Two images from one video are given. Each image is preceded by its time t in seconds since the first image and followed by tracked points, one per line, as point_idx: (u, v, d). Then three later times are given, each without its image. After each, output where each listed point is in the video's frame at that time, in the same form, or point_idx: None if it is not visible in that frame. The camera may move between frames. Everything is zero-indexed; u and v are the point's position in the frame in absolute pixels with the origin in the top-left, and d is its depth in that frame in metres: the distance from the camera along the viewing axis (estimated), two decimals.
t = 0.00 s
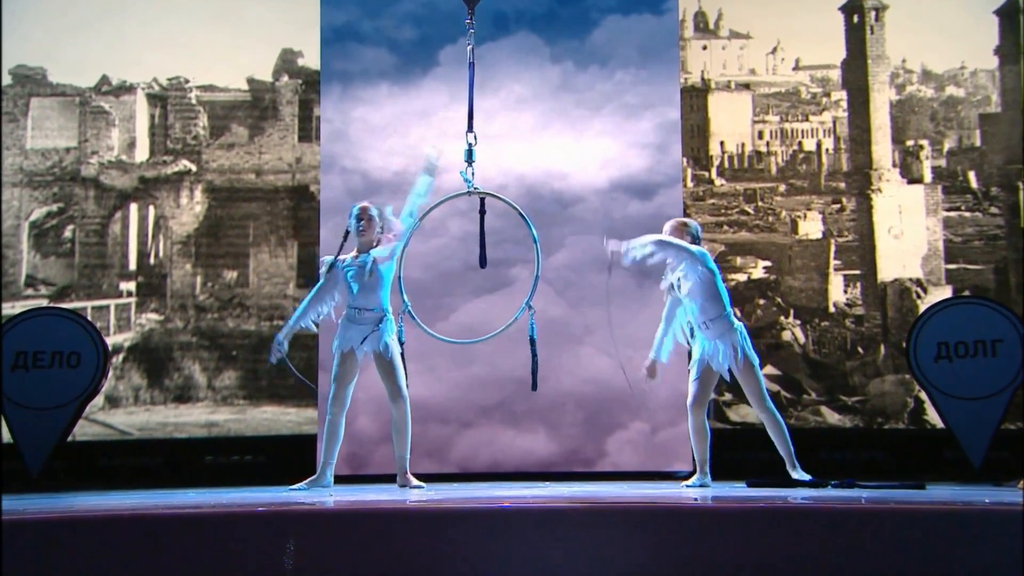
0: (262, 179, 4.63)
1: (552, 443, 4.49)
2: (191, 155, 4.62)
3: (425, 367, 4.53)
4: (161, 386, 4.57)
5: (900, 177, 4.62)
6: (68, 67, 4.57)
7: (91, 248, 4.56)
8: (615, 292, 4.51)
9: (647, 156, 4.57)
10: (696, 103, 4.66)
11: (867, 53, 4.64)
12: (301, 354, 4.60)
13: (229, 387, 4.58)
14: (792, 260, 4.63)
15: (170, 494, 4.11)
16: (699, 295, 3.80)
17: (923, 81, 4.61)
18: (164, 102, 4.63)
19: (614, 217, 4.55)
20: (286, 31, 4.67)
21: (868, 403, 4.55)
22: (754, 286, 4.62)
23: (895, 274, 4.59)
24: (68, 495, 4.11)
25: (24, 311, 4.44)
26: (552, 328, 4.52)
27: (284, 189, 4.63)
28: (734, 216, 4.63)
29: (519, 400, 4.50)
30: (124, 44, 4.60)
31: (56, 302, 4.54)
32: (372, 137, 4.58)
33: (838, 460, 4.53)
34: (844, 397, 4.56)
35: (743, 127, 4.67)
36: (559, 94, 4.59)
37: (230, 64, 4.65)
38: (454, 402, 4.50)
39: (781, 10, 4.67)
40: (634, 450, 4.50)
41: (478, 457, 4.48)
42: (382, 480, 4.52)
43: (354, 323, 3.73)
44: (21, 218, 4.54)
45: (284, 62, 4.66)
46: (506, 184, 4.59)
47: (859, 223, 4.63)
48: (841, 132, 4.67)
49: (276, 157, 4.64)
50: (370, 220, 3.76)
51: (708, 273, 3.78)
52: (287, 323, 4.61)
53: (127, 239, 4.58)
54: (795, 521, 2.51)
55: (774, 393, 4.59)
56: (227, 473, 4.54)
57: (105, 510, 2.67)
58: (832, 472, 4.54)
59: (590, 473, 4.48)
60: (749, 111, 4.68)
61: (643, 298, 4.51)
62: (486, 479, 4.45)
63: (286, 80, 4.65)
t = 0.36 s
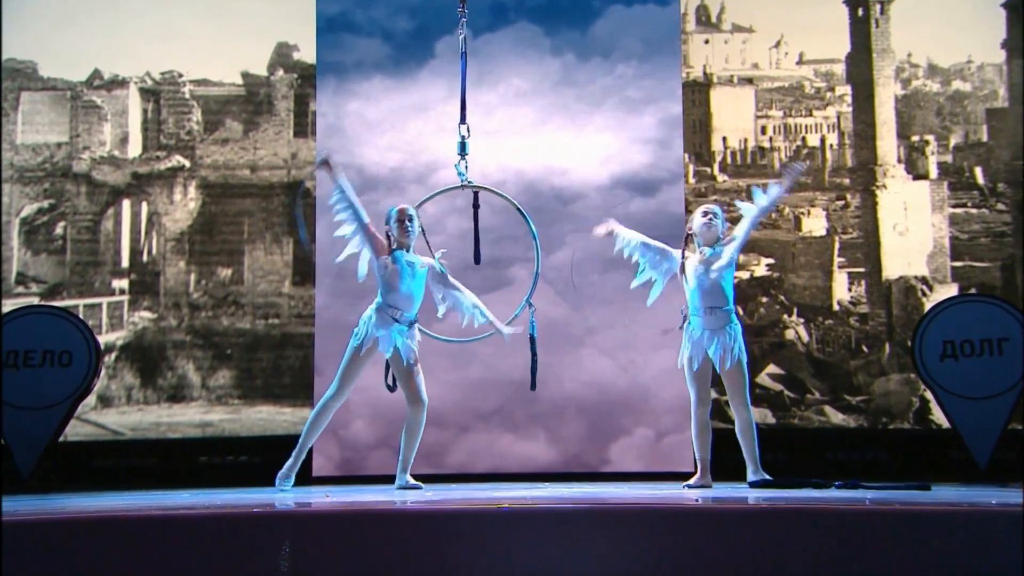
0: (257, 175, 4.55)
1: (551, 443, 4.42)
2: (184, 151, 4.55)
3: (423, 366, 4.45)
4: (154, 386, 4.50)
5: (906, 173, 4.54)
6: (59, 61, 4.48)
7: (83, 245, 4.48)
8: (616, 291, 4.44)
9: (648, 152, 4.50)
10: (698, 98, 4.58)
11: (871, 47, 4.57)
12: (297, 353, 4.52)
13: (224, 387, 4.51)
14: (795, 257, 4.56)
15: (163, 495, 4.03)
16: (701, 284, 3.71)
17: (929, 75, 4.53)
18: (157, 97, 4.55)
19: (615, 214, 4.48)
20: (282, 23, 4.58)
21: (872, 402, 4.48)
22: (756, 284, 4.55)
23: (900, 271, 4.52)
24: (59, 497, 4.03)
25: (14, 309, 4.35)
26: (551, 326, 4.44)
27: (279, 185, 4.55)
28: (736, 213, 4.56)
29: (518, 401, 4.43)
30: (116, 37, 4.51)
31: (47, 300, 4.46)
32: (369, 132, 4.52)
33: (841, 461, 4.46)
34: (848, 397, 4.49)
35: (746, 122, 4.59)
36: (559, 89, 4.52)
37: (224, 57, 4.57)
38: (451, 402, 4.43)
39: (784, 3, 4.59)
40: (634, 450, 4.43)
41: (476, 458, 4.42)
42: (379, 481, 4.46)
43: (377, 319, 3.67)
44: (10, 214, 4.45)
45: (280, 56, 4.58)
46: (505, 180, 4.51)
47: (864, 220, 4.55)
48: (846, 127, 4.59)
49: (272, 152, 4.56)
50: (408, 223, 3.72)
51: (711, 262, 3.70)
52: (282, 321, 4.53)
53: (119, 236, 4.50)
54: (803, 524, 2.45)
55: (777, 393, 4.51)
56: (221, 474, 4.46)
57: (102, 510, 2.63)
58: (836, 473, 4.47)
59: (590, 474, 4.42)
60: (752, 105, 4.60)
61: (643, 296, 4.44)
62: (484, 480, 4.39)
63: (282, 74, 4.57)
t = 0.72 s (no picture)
0: (251, 171, 4.48)
1: (550, 443, 4.35)
2: (176, 147, 4.47)
3: (419, 366, 4.38)
4: (146, 385, 4.42)
5: (910, 170, 4.47)
6: (49, 55, 4.40)
7: (73, 243, 4.40)
8: (617, 289, 4.37)
9: (648, 149, 4.43)
10: (699, 93, 4.51)
11: (875, 41, 4.50)
12: (291, 351, 4.45)
13: (217, 386, 4.44)
14: (797, 255, 4.49)
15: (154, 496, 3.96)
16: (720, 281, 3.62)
17: (934, 70, 4.46)
18: (149, 91, 4.47)
19: (614, 211, 4.41)
20: (276, 17, 4.51)
21: (876, 402, 4.41)
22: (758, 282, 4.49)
23: (904, 269, 4.45)
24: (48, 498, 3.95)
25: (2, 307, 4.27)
26: (550, 325, 4.38)
27: (273, 181, 4.48)
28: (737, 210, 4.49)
29: (516, 400, 4.36)
30: (107, 31, 4.43)
31: (37, 298, 4.38)
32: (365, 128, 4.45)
33: (844, 461, 4.39)
34: (851, 396, 4.43)
35: (747, 118, 4.52)
36: (558, 84, 4.44)
37: (217, 51, 4.50)
38: (448, 402, 4.37)
39: None
40: (634, 450, 4.37)
41: (473, 458, 4.35)
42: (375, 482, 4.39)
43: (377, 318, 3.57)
44: None
45: (274, 50, 4.51)
46: (503, 177, 4.44)
47: (867, 216, 4.49)
48: (849, 123, 4.52)
49: (266, 148, 4.48)
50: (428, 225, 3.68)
51: (725, 259, 3.61)
52: (277, 320, 4.45)
53: (111, 234, 4.43)
54: (810, 527, 2.38)
55: (779, 392, 4.45)
56: (214, 475, 4.39)
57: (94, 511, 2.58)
58: (838, 474, 4.41)
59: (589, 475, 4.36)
60: (753, 101, 4.53)
61: (643, 295, 4.38)
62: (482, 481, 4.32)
63: (276, 68, 4.50)
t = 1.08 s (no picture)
0: (245, 168, 4.41)
1: (549, 444, 4.29)
2: (170, 143, 4.41)
3: (416, 365, 4.32)
4: (139, 385, 4.35)
5: (913, 166, 4.41)
6: (40, 49, 4.33)
7: (64, 240, 4.33)
8: (617, 288, 4.31)
9: (648, 145, 4.37)
10: (700, 88, 4.44)
11: (879, 36, 4.43)
12: (286, 350, 4.38)
13: (211, 386, 4.37)
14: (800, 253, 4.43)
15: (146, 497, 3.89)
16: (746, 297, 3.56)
17: (938, 65, 4.40)
18: (141, 86, 4.41)
19: (614, 209, 4.35)
20: (270, 11, 4.44)
21: (879, 402, 4.35)
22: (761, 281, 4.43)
23: (908, 267, 4.39)
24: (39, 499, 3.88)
25: None
26: (548, 324, 4.31)
27: (268, 177, 4.41)
28: (738, 207, 4.41)
29: (514, 400, 4.30)
30: (98, 25, 4.37)
31: (28, 296, 4.31)
32: (361, 124, 4.39)
33: (847, 462, 4.33)
34: (854, 396, 4.36)
35: (749, 114, 4.46)
36: (556, 79, 4.38)
37: (211, 45, 4.43)
38: (446, 402, 4.30)
39: None
40: (634, 451, 4.30)
41: (471, 459, 4.29)
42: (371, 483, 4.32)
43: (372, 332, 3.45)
44: None
45: (268, 45, 4.44)
46: (501, 174, 4.37)
47: (870, 214, 4.43)
48: (852, 119, 4.46)
49: (260, 144, 4.42)
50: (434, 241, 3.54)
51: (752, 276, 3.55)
52: (271, 318, 4.39)
53: (103, 231, 4.36)
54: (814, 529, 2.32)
55: (781, 392, 4.39)
56: (207, 476, 4.32)
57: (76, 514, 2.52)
58: (840, 475, 4.34)
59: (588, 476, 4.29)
60: (755, 97, 4.47)
61: (643, 294, 4.32)
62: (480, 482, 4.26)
63: (270, 63, 4.43)
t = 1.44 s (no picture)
0: (239, 164, 4.34)
1: (548, 445, 4.22)
2: (163, 139, 4.33)
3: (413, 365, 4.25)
4: (131, 385, 4.28)
5: (919, 163, 4.34)
6: (32, 44, 4.27)
7: (55, 238, 4.26)
8: (617, 286, 4.24)
9: (648, 141, 4.30)
10: (702, 84, 4.37)
11: (883, 30, 4.36)
12: (281, 350, 4.31)
13: (204, 386, 4.30)
14: (803, 251, 4.36)
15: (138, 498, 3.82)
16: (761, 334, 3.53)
17: (943, 60, 4.33)
18: (134, 81, 4.33)
19: (614, 206, 4.28)
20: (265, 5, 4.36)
21: (883, 403, 4.28)
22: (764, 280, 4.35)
23: (912, 265, 4.32)
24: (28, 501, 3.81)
25: None
26: (548, 324, 4.24)
27: (262, 174, 4.34)
28: (740, 204, 4.34)
29: (513, 401, 4.23)
30: (90, 19, 4.30)
31: (18, 295, 4.24)
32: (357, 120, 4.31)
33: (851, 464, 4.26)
34: (858, 396, 4.29)
35: (751, 110, 4.39)
36: (556, 75, 4.31)
37: (204, 40, 4.35)
38: (443, 403, 4.23)
39: None
40: (635, 452, 4.23)
41: (469, 461, 4.22)
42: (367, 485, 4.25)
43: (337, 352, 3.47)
44: None
45: (263, 39, 4.36)
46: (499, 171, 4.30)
47: (874, 211, 4.36)
48: (856, 115, 4.39)
49: (254, 140, 4.34)
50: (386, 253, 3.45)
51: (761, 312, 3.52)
52: (266, 317, 4.31)
53: (95, 229, 4.29)
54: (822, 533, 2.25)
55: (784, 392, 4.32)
56: (200, 478, 4.25)
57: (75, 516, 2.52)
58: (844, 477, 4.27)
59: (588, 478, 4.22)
60: (758, 92, 4.40)
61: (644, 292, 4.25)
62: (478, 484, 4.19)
63: (265, 58, 4.35)
